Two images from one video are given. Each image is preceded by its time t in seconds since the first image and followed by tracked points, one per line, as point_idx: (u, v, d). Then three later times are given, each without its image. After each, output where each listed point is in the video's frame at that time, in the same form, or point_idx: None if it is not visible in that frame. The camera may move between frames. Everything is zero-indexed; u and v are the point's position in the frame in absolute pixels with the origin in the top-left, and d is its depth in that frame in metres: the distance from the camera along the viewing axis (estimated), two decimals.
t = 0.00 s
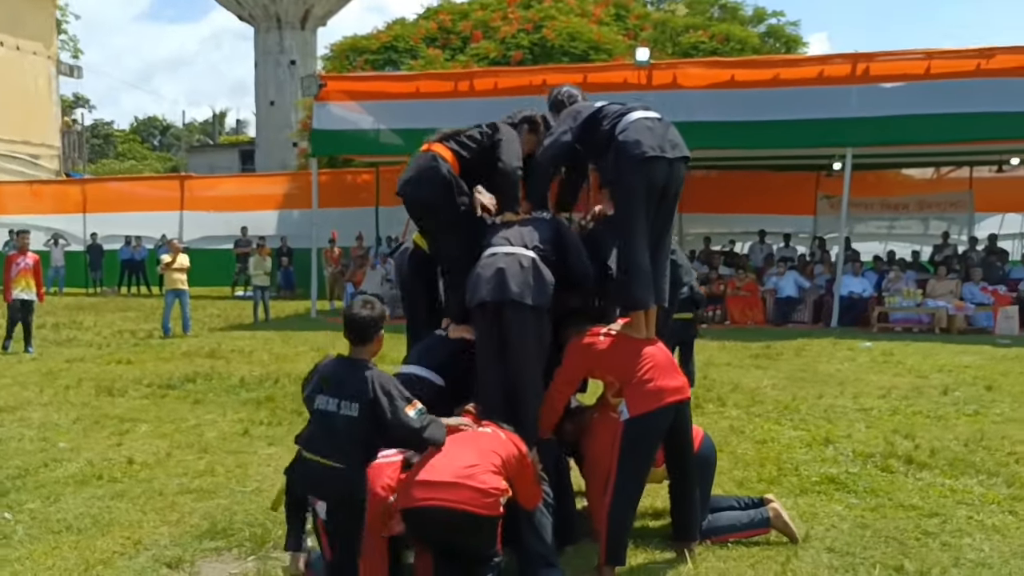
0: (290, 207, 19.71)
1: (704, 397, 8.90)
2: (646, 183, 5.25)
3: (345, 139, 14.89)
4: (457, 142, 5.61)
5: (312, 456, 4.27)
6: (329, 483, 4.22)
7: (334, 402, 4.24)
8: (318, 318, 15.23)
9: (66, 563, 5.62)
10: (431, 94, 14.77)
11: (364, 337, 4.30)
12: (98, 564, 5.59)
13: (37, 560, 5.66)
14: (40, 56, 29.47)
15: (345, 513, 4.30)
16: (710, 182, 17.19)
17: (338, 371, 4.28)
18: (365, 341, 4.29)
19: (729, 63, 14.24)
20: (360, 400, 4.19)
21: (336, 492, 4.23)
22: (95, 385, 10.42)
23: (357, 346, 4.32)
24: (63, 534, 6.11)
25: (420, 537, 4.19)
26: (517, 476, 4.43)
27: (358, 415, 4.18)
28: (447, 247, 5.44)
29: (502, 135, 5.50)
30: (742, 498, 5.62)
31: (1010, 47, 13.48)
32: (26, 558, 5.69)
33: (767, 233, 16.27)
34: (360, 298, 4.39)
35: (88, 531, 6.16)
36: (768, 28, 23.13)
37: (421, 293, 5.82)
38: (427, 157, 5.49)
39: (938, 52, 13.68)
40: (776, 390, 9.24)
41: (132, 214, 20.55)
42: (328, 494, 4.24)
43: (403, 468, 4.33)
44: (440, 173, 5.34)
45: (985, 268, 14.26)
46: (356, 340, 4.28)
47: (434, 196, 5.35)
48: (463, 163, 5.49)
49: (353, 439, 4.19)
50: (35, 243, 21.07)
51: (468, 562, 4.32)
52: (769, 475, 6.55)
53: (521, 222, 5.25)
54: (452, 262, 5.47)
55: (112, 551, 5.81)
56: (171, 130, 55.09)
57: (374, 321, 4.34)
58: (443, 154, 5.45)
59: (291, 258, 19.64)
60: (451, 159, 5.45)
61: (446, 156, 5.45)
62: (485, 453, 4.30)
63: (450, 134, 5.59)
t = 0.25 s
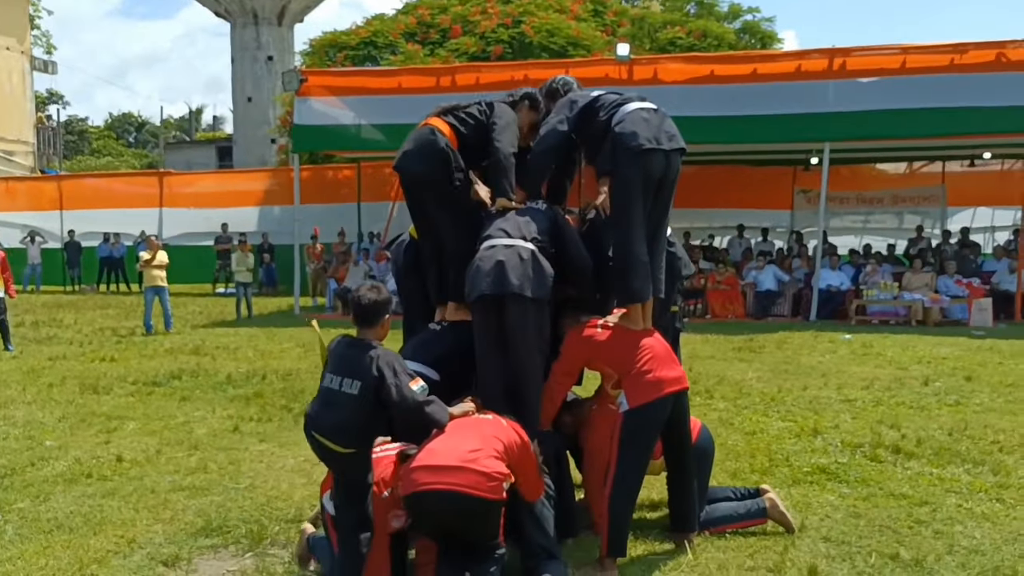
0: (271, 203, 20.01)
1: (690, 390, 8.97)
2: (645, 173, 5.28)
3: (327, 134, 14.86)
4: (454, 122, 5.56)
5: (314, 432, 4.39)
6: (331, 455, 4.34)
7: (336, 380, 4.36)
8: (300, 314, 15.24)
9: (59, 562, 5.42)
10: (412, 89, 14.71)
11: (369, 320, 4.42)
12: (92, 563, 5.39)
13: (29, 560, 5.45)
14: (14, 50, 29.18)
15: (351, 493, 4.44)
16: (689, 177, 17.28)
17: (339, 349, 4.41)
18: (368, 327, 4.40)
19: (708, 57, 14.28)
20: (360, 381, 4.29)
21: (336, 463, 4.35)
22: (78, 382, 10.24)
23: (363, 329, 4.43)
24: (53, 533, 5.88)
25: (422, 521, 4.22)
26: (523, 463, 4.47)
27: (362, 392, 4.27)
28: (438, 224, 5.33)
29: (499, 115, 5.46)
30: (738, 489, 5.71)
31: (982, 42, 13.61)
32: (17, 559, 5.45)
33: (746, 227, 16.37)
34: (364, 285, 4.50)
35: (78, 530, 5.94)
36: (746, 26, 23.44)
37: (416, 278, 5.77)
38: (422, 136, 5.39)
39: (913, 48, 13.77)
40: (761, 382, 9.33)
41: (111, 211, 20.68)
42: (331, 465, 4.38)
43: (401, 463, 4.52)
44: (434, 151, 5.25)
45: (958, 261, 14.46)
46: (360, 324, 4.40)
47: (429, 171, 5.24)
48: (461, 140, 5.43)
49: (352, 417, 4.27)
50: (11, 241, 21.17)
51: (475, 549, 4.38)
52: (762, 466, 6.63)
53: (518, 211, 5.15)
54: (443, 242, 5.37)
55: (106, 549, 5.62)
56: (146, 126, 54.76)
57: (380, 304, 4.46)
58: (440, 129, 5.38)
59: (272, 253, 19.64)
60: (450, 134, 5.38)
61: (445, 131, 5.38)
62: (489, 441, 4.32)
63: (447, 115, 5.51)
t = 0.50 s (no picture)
0: (247, 200, 20.48)
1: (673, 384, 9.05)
2: (634, 176, 5.09)
3: (302, 131, 14.93)
4: (447, 113, 5.39)
5: (308, 413, 4.39)
6: (318, 438, 4.31)
7: (348, 369, 4.43)
8: (277, 311, 15.25)
9: (48, 566, 5.36)
10: (389, 87, 14.77)
11: (389, 328, 4.51)
12: (81, 567, 5.34)
13: (16, 564, 5.40)
14: None
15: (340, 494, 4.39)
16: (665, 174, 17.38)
17: (358, 346, 4.50)
18: (386, 331, 4.46)
19: (684, 55, 14.36)
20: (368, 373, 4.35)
21: (321, 448, 4.31)
22: (56, 381, 10.13)
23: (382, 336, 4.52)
24: (39, 536, 5.82)
25: (419, 517, 4.15)
26: (517, 459, 4.40)
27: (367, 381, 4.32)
28: (432, 222, 5.20)
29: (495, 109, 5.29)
30: (728, 484, 5.77)
31: (953, 42, 13.78)
32: (8, 561, 5.43)
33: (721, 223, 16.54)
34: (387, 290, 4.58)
35: (65, 533, 5.88)
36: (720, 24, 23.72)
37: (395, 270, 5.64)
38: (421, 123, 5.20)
39: (885, 48, 13.84)
40: (742, 375, 9.43)
41: (84, 208, 21.02)
42: (316, 452, 4.34)
43: (389, 462, 4.70)
44: (441, 146, 5.09)
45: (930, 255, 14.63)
46: (379, 327, 4.47)
47: (434, 168, 5.09)
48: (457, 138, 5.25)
49: (350, 404, 4.27)
50: None
51: (469, 544, 4.30)
52: (748, 460, 6.69)
53: (507, 209, 5.09)
54: (432, 240, 5.25)
55: (95, 552, 5.57)
56: (118, 122, 54.36)
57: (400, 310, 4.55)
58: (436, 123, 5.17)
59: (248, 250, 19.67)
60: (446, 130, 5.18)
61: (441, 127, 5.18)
62: (484, 435, 4.27)
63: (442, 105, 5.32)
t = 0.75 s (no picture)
0: (231, 199, 20.62)
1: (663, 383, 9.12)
2: (627, 173, 5.04)
3: (289, 130, 14.91)
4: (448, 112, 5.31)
5: (312, 405, 4.40)
6: (319, 427, 4.31)
7: (351, 360, 4.41)
8: (264, 311, 15.20)
9: (32, 572, 4.80)
10: (376, 87, 14.88)
11: (396, 321, 4.47)
12: (68, 571, 4.82)
13: None
14: None
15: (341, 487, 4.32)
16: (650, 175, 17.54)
17: (363, 338, 4.46)
18: (392, 323, 4.46)
19: (670, 57, 14.47)
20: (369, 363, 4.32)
21: (321, 436, 4.30)
22: (38, 382, 9.91)
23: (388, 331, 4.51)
24: (23, 539, 5.30)
25: (418, 515, 4.09)
26: (519, 458, 4.33)
27: (366, 370, 4.26)
28: (434, 223, 5.11)
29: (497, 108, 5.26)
30: (723, 483, 5.83)
31: (931, 47, 13.90)
32: None
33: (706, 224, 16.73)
34: (397, 286, 4.61)
35: (51, 536, 5.34)
36: (702, 28, 23.93)
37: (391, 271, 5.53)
38: (423, 122, 5.12)
39: (868, 52, 13.98)
40: (730, 375, 9.50)
41: (63, 207, 21.08)
42: (318, 442, 4.33)
43: (389, 460, 4.72)
44: (444, 145, 5.01)
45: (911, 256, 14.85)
46: (385, 320, 4.47)
47: (437, 168, 5.01)
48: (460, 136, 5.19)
49: (352, 393, 4.25)
50: None
51: (471, 544, 4.25)
52: (740, 459, 6.76)
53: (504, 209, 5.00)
54: (434, 240, 5.16)
55: (83, 555, 5.03)
56: (97, 121, 54.08)
57: (407, 305, 4.50)
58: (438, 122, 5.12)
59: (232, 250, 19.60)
60: (448, 128, 5.13)
61: (444, 125, 5.12)
62: (485, 431, 4.21)
63: (441, 102, 5.26)
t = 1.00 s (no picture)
0: (215, 200, 20.90)
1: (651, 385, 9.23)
2: (617, 177, 4.87)
3: (276, 133, 15.05)
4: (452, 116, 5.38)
5: (313, 408, 4.38)
6: (321, 433, 4.27)
7: (351, 362, 4.40)
8: (247, 314, 15.22)
9: None
10: (363, 90, 15.01)
11: (393, 323, 4.41)
12: None
13: None
14: None
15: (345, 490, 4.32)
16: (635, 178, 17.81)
17: (360, 340, 4.45)
18: (392, 327, 4.41)
19: (652, 63, 14.62)
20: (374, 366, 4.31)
21: (324, 443, 4.27)
22: (22, 386, 9.89)
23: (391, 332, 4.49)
24: (14, 545, 5.31)
25: (419, 519, 4.06)
26: (522, 461, 4.28)
27: (369, 372, 4.25)
28: (433, 220, 5.12)
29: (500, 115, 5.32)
30: (715, 484, 5.91)
31: (910, 57, 14.13)
32: None
33: (689, 228, 16.93)
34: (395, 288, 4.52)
35: (43, 542, 5.35)
36: (685, 33, 24.15)
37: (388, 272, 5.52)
38: (427, 122, 5.20)
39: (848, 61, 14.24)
40: (716, 378, 9.62)
41: (41, 206, 21.32)
42: (322, 449, 4.30)
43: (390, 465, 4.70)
44: (448, 144, 5.07)
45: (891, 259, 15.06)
46: (382, 321, 4.43)
47: (441, 167, 5.05)
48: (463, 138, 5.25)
49: (355, 395, 4.23)
50: None
51: (471, 545, 4.16)
52: (731, 461, 6.86)
53: (503, 213, 5.03)
54: (431, 238, 5.16)
55: (76, 561, 5.05)
56: (74, 121, 53.79)
57: (406, 307, 4.43)
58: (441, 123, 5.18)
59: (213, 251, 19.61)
60: (453, 131, 5.19)
61: (448, 127, 5.18)
62: (486, 433, 4.17)
63: (447, 105, 5.35)
